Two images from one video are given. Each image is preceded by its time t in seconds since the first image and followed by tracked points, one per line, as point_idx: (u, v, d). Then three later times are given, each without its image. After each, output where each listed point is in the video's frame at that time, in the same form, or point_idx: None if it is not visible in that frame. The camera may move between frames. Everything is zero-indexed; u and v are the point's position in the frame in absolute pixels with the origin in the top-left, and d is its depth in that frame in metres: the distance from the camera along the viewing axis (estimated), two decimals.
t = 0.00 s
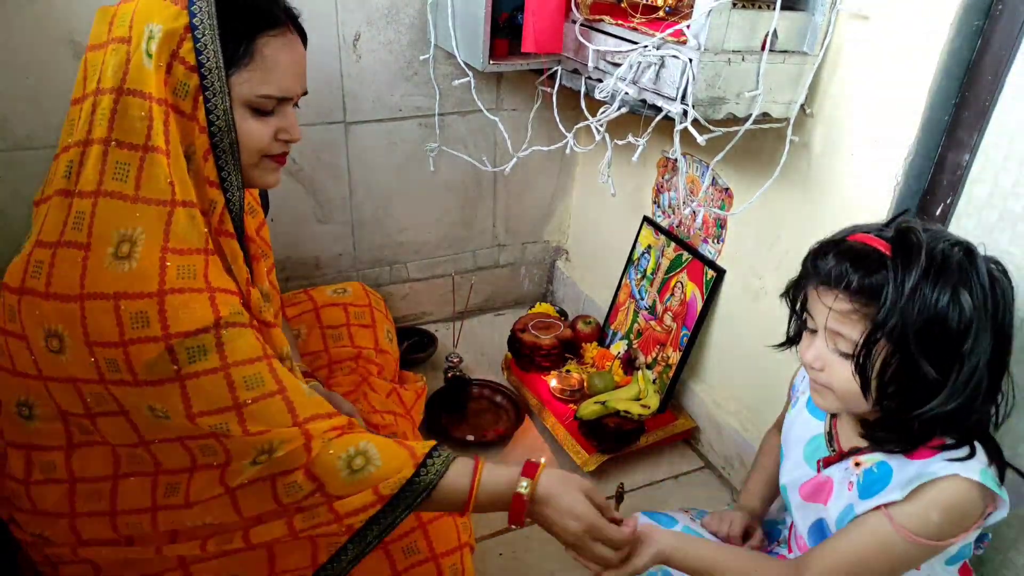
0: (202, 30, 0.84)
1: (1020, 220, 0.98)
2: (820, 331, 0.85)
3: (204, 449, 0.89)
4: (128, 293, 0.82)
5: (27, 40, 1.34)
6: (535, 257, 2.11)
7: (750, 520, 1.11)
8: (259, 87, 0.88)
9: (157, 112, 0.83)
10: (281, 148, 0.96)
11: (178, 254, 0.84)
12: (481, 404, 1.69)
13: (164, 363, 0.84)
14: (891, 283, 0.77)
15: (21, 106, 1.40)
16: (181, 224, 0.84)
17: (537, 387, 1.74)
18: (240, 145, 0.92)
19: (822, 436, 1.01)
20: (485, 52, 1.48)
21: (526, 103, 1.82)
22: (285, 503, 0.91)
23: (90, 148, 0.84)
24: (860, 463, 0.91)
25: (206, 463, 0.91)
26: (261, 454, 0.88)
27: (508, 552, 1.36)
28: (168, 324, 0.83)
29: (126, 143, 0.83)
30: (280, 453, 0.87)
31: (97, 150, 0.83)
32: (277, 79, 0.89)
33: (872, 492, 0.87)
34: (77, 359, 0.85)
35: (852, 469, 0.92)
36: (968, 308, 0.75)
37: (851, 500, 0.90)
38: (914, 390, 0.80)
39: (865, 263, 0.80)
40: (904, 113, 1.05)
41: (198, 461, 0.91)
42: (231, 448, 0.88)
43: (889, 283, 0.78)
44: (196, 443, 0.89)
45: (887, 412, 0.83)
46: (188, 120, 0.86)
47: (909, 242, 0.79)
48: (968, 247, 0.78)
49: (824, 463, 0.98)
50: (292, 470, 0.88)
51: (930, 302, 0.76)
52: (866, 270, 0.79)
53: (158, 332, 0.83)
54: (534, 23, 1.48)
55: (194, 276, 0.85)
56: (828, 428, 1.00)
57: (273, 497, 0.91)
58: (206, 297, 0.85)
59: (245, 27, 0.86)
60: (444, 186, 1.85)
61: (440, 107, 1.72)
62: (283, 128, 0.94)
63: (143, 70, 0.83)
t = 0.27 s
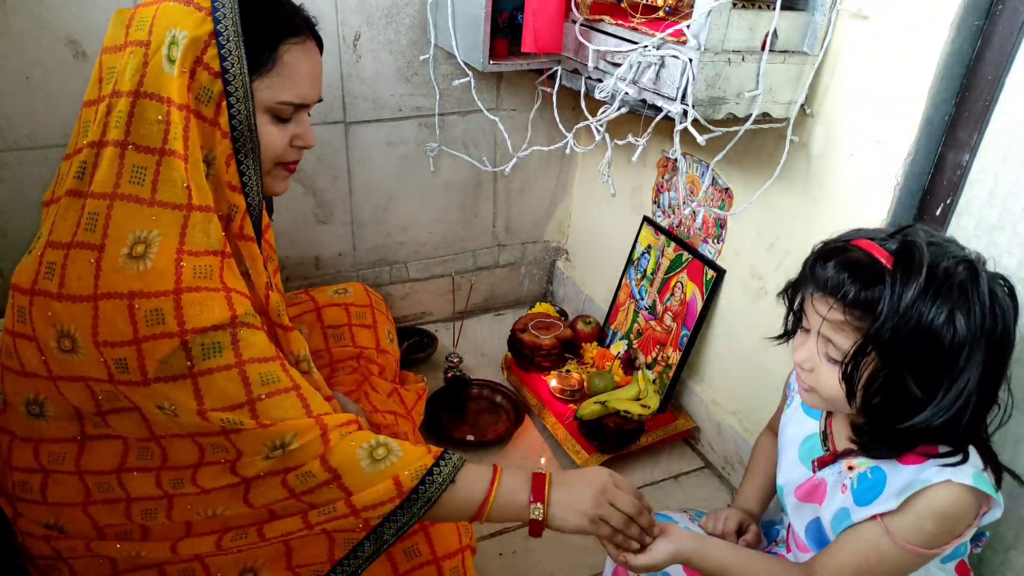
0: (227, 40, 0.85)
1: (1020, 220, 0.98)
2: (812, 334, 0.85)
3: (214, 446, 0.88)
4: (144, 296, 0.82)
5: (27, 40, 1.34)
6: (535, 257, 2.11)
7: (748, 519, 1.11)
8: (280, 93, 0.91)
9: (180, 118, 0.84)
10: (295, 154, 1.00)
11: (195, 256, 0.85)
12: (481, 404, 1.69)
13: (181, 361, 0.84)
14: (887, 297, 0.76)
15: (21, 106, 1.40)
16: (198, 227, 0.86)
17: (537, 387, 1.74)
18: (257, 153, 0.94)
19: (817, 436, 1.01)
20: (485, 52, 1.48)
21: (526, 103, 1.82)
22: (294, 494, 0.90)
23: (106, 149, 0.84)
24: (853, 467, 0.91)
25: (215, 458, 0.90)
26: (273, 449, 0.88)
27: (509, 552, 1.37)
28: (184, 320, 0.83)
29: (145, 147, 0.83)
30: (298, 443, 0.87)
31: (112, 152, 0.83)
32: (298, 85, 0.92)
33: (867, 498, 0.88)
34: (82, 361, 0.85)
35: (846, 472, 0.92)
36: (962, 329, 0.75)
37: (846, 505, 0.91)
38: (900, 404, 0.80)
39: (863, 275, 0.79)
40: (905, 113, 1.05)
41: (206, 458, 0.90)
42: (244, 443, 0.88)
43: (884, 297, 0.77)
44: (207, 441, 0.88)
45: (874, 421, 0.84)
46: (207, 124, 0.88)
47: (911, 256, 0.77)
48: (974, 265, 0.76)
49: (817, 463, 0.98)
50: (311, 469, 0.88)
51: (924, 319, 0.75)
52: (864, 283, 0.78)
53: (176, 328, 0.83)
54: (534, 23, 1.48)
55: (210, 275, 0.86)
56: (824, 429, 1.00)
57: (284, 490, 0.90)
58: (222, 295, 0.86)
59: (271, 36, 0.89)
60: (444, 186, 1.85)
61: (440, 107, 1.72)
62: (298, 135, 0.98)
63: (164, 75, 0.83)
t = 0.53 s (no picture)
0: (233, 35, 0.86)
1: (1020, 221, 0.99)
2: (839, 308, 0.86)
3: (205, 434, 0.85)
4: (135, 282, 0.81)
5: (27, 40, 1.34)
6: (535, 257, 2.11)
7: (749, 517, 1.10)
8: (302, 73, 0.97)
9: (173, 107, 0.84)
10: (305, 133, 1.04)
11: (194, 237, 0.85)
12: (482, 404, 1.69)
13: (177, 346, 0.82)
14: (912, 287, 0.76)
15: (21, 106, 1.40)
16: (192, 212, 0.86)
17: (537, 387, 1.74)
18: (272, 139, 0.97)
19: (825, 434, 1.00)
20: (485, 52, 1.49)
21: (526, 103, 1.82)
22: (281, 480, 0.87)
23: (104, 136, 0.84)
24: (860, 471, 0.91)
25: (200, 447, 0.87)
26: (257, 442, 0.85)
27: (509, 552, 1.37)
28: (183, 294, 0.81)
29: (135, 135, 0.84)
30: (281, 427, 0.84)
31: (104, 141, 0.83)
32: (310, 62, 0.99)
33: (872, 503, 0.88)
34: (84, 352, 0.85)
35: (853, 475, 0.92)
36: (976, 342, 0.74)
37: (851, 508, 0.91)
38: (900, 399, 0.80)
39: (897, 258, 0.78)
40: (904, 114, 1.05)
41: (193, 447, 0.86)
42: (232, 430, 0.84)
43: (909, 285, 0.77)
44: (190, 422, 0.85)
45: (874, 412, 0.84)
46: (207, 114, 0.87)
47: (953, 257, 0.76)
48: (1013, 287, 0.75)
49: (824, 464, 0.98)
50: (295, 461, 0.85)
51: (941, 323, 0.75)
52: (895, 268, 0.78)
53: (174, 301, 0.81)
54: (534, 23, 1.48)
55: (209, 254, 0.85)
56: (830, 430, 0.99)
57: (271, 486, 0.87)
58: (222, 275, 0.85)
59: (281, 36, 0.92)
60: (445, 186, 1.85)
61: (440, 107, 1.72)
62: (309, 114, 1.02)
63: (159, 68, 0.84)
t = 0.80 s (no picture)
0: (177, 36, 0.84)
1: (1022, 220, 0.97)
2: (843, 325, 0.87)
3: (108, 448, 0.83)
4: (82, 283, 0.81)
5: (27, 41, 1.34)
6: (535, 257, 2.11)
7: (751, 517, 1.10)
8: (251, 89, 0.93)
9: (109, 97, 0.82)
10: (252, 146, 1.00)
11: (122, 237, 0.83)
12: (482, 404, 1.69)
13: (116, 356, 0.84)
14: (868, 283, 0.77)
15: (20, 106, 1.40)
16: (127, 209, 0.84)
17: (537, 387, 1.74)
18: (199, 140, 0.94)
19: (866, 444, 0.97)
20: (485, 52, 1.48)
21: (526, 102, 1.82)
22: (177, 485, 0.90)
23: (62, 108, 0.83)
24: (901, 480, 0.88)
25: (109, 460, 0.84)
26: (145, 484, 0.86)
27: (508, 552, 1.36)
28: (99, 311, 0.82)
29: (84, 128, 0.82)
30: (204, 436, 0.92)
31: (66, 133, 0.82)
32: (266, 84, 0.95)
33: (913, 514, 0.84)
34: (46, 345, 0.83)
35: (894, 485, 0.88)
36: (930, 321, 0.70)
37: (890, 517, 0.87)
38: (884, 399, 0.76)
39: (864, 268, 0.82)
40: (904, 114, 1.05)
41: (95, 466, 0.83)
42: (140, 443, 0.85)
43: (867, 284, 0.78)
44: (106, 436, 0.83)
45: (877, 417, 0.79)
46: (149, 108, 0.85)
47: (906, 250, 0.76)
48: (975, 269, 0.70)
49: (863, 472, 0.94)
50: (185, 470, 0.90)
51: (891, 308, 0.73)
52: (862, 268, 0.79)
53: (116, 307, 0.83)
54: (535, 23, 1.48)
55: (136, 260, 0.84)
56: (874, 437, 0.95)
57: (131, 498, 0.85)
58: (141, 288, 0.85)
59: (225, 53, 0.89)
60: (445, 186, 1.85)
61: (439, 107, 1.72)
62: (257, 128, 0.98)
63: (105, 61, 0.82)
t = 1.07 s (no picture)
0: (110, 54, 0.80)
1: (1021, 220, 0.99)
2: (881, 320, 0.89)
3: (79, 501, 0.85)
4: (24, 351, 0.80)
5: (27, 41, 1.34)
6: (535, 257, 2.11)
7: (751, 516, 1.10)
8: (208, 101, 0.86)
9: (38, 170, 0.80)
10: (215, 157, 0.94)
11: (58, 306, 0.80)
12: (482, 404, 1.69)
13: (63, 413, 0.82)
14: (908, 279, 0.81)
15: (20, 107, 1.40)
16: (60, 273, 0.80)
17: (537, 387, 1.74)
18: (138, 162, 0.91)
19: (882, 444, 0.96)
20: (485, 52, 1.48)
21: (526, 103, 1.82)
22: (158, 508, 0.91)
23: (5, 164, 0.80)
24: (921, 480, 0.87)
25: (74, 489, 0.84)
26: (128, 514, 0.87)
27: (508, 552, 1.37)
28: (93, 333, 0.82)
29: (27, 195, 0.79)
30: (179, 457, 0.91)
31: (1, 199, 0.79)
32: (228, 95, 0.88)
33: (934, 514, 0.84)
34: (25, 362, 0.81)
35: (912, 484, 0.88)
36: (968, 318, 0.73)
37: (908, 517, 0.87)
38: (915, 387, 0.80)
39: (901, 266, 0.85)
40: (904, 114, 1.05)
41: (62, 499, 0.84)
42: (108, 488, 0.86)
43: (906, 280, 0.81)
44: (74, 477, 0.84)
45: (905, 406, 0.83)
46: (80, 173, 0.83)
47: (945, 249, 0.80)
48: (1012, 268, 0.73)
49: (881, 471, 0.94)
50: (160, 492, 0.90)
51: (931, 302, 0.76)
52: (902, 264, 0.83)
53: (84, 341, 0.81)
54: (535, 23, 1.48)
55: (76, 330, 0.81)
56: (891, 438, 0.95)
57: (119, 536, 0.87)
58: (84, 358, 0.82)
59: (171, 51, 0.81)
60: (445, 186, 1.85)
61: (439, 107, 1.72)
62: (221, 138, 0.92)
63: (23, 134, 0.79)
